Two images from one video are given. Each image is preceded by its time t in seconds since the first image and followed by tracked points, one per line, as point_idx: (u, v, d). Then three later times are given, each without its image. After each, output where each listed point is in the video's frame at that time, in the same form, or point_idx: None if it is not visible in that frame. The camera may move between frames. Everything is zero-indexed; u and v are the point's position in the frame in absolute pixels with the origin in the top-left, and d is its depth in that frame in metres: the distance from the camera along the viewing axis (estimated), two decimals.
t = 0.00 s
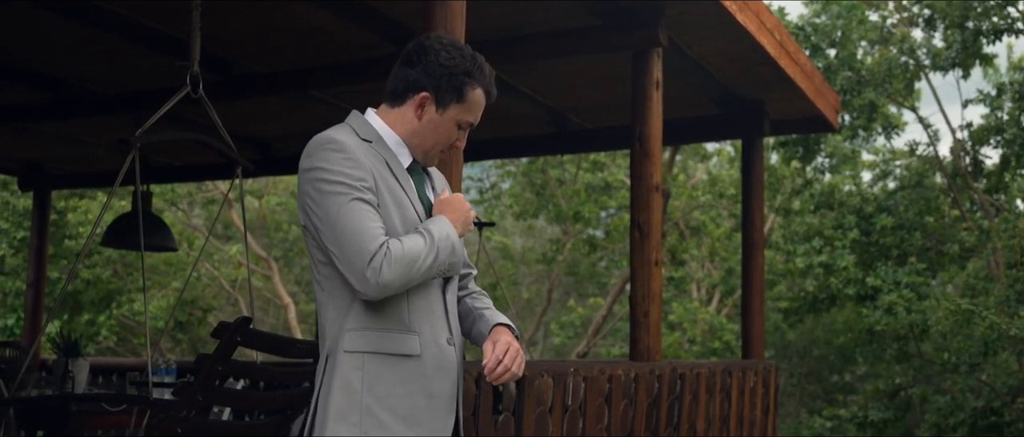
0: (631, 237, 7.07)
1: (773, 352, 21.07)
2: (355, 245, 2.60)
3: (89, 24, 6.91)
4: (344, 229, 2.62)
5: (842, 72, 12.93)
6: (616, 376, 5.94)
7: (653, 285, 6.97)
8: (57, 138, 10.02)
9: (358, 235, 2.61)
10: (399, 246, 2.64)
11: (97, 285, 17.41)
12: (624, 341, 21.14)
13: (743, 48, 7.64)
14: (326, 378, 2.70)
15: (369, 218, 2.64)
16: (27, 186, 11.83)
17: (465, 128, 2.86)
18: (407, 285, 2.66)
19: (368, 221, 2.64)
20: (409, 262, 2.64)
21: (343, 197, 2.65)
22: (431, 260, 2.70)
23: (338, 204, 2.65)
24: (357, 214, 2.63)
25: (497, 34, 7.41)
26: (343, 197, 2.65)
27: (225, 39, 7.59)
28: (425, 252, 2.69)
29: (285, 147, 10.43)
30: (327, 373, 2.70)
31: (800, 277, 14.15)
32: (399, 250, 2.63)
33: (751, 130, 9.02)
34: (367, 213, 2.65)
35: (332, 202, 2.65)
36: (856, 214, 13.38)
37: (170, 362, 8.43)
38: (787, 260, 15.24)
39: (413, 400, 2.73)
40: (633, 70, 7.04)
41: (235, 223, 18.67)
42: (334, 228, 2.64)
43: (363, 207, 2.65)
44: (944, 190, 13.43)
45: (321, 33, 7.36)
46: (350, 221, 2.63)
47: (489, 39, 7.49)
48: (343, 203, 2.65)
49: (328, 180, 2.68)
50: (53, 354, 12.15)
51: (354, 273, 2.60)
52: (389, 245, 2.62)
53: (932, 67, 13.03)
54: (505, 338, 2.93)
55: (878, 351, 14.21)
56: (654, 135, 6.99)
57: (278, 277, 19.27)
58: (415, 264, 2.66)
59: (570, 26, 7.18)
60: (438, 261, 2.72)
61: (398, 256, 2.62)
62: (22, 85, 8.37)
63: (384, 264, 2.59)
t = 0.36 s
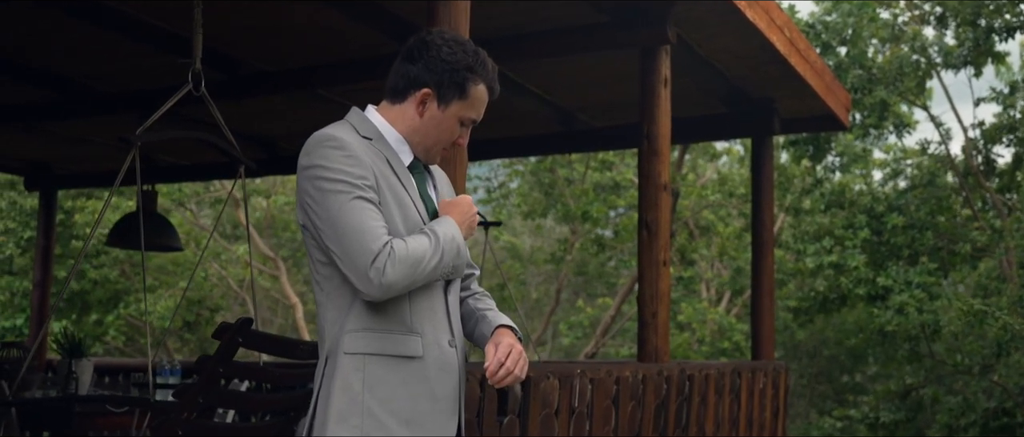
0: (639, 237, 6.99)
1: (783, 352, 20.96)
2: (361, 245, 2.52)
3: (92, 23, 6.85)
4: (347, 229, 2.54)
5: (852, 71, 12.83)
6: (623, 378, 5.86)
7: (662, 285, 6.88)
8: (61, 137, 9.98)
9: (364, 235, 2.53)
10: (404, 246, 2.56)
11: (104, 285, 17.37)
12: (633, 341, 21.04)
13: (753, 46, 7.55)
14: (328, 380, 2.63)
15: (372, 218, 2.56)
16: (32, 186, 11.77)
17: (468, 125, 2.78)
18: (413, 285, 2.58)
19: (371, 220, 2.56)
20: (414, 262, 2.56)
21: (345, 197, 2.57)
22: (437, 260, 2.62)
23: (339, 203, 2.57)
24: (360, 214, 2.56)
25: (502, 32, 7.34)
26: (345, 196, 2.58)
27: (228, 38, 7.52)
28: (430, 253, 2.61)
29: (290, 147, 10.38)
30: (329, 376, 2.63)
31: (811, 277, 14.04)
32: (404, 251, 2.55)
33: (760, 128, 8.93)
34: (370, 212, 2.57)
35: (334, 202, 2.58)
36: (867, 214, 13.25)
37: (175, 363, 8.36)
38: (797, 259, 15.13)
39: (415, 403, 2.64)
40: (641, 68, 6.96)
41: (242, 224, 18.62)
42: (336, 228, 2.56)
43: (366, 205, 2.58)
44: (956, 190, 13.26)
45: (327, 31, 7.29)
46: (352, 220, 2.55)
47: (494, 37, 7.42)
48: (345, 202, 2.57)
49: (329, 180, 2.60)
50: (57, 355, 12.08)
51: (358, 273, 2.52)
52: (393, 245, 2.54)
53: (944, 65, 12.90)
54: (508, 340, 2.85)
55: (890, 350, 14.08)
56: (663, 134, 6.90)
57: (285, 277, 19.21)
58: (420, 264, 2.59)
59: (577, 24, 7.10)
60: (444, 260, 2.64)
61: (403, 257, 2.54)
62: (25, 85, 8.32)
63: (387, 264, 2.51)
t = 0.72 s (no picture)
0: (643, 238, 6.92)
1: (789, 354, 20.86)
2: (347, 254, 2.44)
3: (90, 23, 6.79)
4: (335, 236, 2.47)
5: (859, 71, 12.73)
6: (627, 382, 5.78)
7: (667, 288, 6.80)
8: (62, 139, 9.94)
9: (351, 244, 2.45)
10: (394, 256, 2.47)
11: (107, 287, 17.30)
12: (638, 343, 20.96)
13: (758, 46, 7.48)
14: (319, 387, 2.57)
15: (362, 225, 2.48)
16: (34, 188, 11.70)
17: (468, 125, 2.70)
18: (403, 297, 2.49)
19: (361, 228, 2.48)
20: (403, 274, 2.46)
21: (336, 201, 2.50)
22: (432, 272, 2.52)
23: (330, 208, 2.50)
24: (350, 221, 2.48)
25: (504, 33, 7.27)
26: (337, 201, 2.50)
27: (229, 38, 7.45)
28: (424, 262, 2.51)
29: (291, 148, 10.33)
30: (321, 383, 2.57)
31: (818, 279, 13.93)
32: (393, 261, 2.46)
33: (766, 129, 8.85)
34: (361, 219, 2.49)
35: (325, 205, 2.50)
36: (873, 215, 13.13)
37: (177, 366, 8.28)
38: (804, 261, 15.02)
39: (412, 412, 2.56)
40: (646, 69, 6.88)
41: (246, 226, 18.57)
42: (325, 233, 2.49)
43: (357, 212, 2.50)
44: (964, 191, 13.10)
45: (330, 31, 7.23)
46: (341, 228, 2.47)
47: (496, 38, 7.34)
48: (335, 208, 2.49)
49: (323, 182, 2.53)
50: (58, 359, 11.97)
51: (343, 282, 2.44)
52: (382, 254, 2.46)
53: (952, 65, 12.78)
54: (507, 348, 2.77)
55: (897, 353, 13.96)
56: (667, 135, 6.83)
57: (289, 279, 19.13)
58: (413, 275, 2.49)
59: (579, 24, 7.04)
60: (442, 269, 2.54)
61: (390, 268, 2.45)
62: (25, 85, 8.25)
63: (373, 274, 2.43)
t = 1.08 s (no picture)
0: (649, 245, 6.84)
1: (796, 358, 20.78)
2: (308, 294, 2.10)
3: (89, 25, 6.72)
4: (301, 267, 2.12)
5: (867, 75, 12.66)
6: (633, 390, 5.71)
7: (674, 295, 6.71)
8: (65, 143, 9.87)
9: (311, 284, 2.10)
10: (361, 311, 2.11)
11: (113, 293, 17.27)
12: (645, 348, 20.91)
13: (765, 49, 7.39)
14: (309, 413, 2.23)
15: (335, 264, 2.10)
16: (39, 192, 11.63)
17: (474, 129, 2.40)
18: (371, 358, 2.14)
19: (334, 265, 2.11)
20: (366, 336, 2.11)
21: (312, 226, 2.13)
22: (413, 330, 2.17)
23: (303, 232, 2.13)
24: (321, 255, 2.11)
25: (509, 36, 7.18)
26: (313, 225, 2.13)
27: (230, 42, 7.38)
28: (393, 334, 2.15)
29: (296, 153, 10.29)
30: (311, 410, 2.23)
31: (826, 285, 13.84)
32: (359, 317, 2.10)
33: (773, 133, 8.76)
34: (335, 256, 2.12)
35: (298, 227, 2.14)
36: (882, 220, 13.01)
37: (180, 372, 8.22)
38: (811, 266, 14.96)
39: None
40: (652, 73, 6.80)
41: (253, 231, 18.55)
42: (294, 258, 2.14)
43: (334, 245, 2.12)
44: (974, 195, 13.02)
45: (334, 35, 7.17)
46: (308, 259, 2.11)
47: (501, 41, 7.26)
48: (308, 235, 2.13)
49: (302, 199, 2.16)
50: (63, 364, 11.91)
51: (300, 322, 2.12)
52: (348, 308, 2.10)
53: (960, 69, 12.70)
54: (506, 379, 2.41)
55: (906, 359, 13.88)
56: (674, 139, 6.75)
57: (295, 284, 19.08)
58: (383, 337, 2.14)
59: (585, 27, 6.95)
60: (412, 361, 2.17)
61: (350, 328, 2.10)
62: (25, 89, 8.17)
63: (331, 322, 2.10)
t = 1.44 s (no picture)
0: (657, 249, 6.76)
1: (806, 362, 20.65)
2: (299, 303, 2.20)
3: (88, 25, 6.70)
4: (295, 277, 2.22)
5: (877, 77, 12.58)
6: (641, 397, 5.64)
7: (683, 299, 6.64)
8: (69, 147, 9.81)
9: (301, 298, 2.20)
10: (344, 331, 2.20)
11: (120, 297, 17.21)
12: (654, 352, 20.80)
13: (774, 52, 7.33)
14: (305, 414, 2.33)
15: (328, 278, 2.21)
16: (46, 196, 11.61)
17: (476, 123, 2.45)
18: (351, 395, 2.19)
19: (329, 278, 2.22)
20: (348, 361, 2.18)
21: (310, 236, 2.23)
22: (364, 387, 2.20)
23: (302, 240, 2.24)
24: (318, 266, 2.21)
25: (515, 38, 7.12)
26: (312, 234, 2.23)
27: (233, 43, 7.34)
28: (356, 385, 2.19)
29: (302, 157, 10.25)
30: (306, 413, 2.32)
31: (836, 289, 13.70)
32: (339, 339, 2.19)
33: (783, 137, 8.68)
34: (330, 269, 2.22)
35: (297, 234, 2.24)
36: (893, 223, 12.87)
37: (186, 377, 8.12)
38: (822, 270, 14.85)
39: None
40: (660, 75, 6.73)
41: (260, 234, 18.50)
42: (291, 268, 2.23)
43: (333, 257, 2.23)
44: (985, 199, 12.92)
45: (340, 38, 7.13)
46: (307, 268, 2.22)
47: (507, 43, 7.19)
48: (307, 245, 2.23)
49: (303, 205, 2.26)
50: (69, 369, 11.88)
51: (285, 332, 2.19)
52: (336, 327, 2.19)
53: (972, 71, 12.59)
54: None
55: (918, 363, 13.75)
56: (682, 143, 6.68)
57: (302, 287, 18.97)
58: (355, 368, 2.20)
59: (592, 28, 6.88)
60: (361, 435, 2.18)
61: (336, 347, 2.18)
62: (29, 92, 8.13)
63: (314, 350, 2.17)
